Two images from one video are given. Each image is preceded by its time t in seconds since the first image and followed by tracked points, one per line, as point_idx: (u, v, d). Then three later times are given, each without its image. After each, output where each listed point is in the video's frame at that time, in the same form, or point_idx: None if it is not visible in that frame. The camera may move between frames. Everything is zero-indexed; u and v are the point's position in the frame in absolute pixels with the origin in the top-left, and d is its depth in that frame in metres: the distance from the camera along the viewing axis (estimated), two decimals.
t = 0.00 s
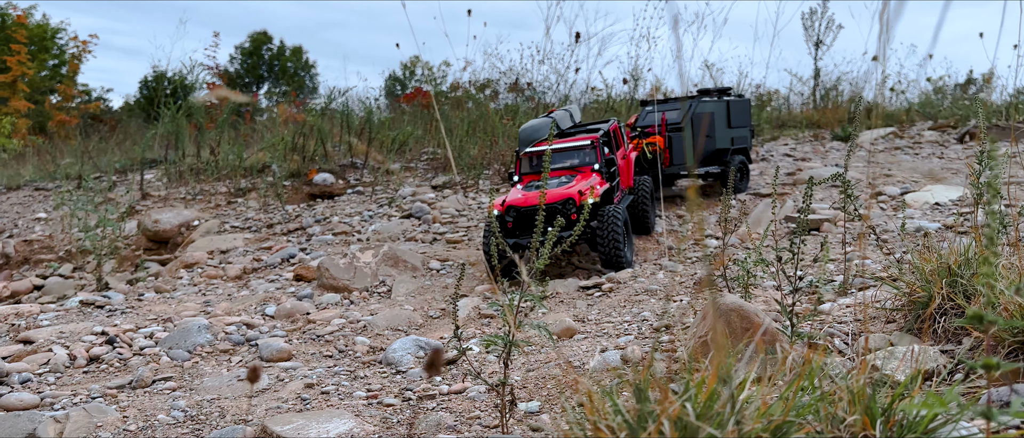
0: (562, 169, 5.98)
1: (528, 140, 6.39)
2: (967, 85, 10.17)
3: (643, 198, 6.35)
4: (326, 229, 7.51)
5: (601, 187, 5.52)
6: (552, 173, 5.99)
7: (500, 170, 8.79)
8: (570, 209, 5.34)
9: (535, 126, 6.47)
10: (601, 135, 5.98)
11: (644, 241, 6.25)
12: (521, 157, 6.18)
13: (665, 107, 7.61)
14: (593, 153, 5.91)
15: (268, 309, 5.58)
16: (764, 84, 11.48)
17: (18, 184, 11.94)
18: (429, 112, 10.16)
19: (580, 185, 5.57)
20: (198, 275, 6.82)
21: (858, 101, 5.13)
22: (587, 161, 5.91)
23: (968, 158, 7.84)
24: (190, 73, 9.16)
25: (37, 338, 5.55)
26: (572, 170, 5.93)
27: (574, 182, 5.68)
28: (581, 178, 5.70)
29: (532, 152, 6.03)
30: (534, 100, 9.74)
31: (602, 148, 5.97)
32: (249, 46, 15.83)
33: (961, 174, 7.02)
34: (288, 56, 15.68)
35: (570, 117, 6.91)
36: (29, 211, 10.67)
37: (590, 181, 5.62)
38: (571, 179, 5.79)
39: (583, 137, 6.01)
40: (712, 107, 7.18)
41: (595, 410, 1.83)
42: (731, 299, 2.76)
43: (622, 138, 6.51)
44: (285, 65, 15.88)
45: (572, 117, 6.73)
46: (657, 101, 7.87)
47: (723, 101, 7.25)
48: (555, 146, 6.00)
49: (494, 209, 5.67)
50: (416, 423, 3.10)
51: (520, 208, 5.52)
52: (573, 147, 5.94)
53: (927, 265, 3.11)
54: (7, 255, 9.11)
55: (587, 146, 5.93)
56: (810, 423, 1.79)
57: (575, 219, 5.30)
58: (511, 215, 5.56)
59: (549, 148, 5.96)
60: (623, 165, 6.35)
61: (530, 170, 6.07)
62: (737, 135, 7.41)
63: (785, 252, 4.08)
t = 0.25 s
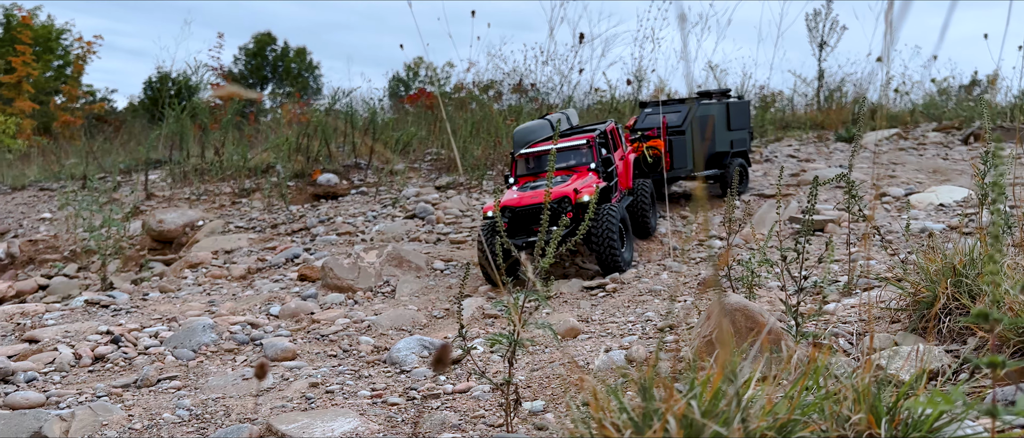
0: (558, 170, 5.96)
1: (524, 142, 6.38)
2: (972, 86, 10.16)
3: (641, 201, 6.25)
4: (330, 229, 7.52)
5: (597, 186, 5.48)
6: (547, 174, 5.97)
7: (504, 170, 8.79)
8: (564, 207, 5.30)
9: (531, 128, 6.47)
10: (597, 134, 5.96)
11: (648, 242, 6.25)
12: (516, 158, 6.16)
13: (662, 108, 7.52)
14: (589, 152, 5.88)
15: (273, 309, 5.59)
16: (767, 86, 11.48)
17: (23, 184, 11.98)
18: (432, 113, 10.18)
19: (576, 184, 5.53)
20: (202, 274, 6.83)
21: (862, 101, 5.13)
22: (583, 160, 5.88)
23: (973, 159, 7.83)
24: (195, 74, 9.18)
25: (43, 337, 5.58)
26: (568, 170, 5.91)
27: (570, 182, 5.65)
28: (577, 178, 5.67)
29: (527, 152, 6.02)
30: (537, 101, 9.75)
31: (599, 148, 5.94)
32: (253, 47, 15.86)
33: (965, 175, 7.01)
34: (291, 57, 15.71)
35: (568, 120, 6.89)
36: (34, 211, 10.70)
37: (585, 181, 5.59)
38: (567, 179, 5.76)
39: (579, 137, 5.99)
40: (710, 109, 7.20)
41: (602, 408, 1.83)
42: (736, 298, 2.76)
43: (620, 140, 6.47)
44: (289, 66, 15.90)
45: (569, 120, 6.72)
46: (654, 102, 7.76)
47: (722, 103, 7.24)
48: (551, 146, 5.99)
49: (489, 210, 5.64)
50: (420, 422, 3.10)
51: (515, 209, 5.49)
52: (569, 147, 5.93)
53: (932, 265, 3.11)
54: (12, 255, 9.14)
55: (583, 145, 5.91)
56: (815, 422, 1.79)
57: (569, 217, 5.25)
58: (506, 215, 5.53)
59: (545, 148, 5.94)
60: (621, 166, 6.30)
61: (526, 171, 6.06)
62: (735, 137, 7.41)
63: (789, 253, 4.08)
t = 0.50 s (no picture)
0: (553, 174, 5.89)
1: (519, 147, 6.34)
2: (978, 87, 10.13)
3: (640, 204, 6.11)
4: (335, 230, 7.54)
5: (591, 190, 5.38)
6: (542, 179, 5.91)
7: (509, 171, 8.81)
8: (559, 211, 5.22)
9: (525, 134, 6.42)
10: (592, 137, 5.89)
11: (653, 243, 6.26)
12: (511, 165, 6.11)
13: (656, 111, 7.48)
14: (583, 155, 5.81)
15: (279, 309, 5.61)
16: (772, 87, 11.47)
17: (30, 185, 12.03)
18: (437, 114, 10.20)
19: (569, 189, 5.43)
20: (208, 275, 6.86)
21: (868, 102, 5.13)
22: (578, 164, 5.82)
23: (979, 160, 7.82)
24: (201, 75, 9.21)
25: (50, 337, 5.61)
26: (563, 174, 5.84)
27: (564, 186, 5.57)
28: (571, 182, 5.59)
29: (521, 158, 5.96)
30: (542, 103, 9.76)
31: (594, 151, 5.86)
32: (258, 48, 15.93)
33: (972, 176, 7.00)
34: (297, 58, 15.76)
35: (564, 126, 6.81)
36: (41, 212, 10.75)
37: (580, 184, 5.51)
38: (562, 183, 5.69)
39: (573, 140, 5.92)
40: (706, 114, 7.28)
41: (608, 407, 1.84)
42: (742, 300, 2.77)
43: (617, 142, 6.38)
44: (294, 67, 15.95)
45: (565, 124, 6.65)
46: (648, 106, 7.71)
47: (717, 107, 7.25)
48: (544, 151, 5.93)
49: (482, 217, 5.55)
50: (426, 422, 3.11)
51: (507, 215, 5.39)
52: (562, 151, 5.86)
53: (938, 266, 3.11)
54: (18, 255, 9.19)
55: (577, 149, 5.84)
56: (822, 422, 1.79)
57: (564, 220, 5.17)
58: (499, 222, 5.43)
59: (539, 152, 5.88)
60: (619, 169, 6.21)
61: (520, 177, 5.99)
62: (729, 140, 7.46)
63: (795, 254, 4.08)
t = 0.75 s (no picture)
0: (546, 180, 5.82)
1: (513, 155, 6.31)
2: (986, 89, 10.10)
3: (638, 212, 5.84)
4: (343, 232, 7.57)
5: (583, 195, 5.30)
6: (534, 185, 5.83)
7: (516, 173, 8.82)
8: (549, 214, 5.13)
9: (519, 142, 6.38)
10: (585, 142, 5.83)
11: (661, 245, 6.24)
12: (503, 172, 6.05)
13: (653, 118, 7.49)
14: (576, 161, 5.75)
15: (288, 311, 5.63)
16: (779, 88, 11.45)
17: (39, 186, 12.10)
18: (444, 115, 10.22)
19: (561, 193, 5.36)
20: (217, 276, 6.89)
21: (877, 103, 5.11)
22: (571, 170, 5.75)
23: (988, 162, 7.79)
24: (209, 77, 9.25)
25: (60, 338, 5.65)
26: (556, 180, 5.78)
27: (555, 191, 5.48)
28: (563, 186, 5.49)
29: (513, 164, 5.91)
30: (549, 104, 9.77)
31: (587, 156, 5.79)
32: (265, 50, 16.08)
33: (981, 178, 6.97)
34: (304, 59, 15.85)
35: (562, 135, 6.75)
36: (50, 213, 10.81)
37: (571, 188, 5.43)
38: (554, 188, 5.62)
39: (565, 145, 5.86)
40: (704, 122, 7.31)
41: (620, 412, 1.85)
42: (753, 303, 2.77)
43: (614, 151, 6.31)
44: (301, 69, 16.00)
45: (561, 133, 6.62)
46: (646, 112, 7.73)
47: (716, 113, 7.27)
48: (537, 156, 5.88)
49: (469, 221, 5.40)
50: (436, 425, 3.12)
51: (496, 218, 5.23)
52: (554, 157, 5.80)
53: (949, 270, 3.10)
54: (28, 256, 9.24)
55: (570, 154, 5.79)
56: (834, 427, 1.80)
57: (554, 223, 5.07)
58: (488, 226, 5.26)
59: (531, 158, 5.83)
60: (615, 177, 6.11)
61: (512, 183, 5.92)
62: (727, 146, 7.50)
63: (804, 257, 4.08)
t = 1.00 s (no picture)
0: (546, 186, 5.79)
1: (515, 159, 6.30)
2: (996, 89, 10.06)
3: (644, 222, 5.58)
4: (352, 233, 7.60)
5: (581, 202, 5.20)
6: (534, 190, 5.80)
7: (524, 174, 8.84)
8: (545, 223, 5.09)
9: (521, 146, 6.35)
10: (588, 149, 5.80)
11: (670, 247, 6.24)
12: (503, 175, 6.02)
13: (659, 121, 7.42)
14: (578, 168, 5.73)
15: (298, 311, 5.66)
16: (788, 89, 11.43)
17: (49, 187, 12.18)
18: (452, 117, 10.25)
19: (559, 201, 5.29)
20: (227, 277, 6.93)
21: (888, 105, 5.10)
22: (573, 177, 5.73)
23: (998, 164, 7.76)
24: (218, 79, 9.29)
25: (73, 338, 5.69)
26: (556, 186, 5.75)
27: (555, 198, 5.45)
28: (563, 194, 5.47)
29: (515, 168, 5.90)
30: (557, 106, 9.78)
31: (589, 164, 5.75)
32: (274, 51, 16.11)
33: (991, 179, 6.95)
34: (312, 61, 15.90)
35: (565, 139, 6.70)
36: (60, 214, 10.89)
37: (570, 196, 5.39)
38: (553, 195, 5.59)
39: (568, 152, 5.82)
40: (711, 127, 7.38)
41: (633, 411, 1.86)
42: (763, 304, 2.77)
43: (619, 159, 6.28)
44: (310, 70, 16.06)
45: (566, 138, 6.60)
46: (650, 115, 7.69)
47: (720, 118, 7.40)
48: (539, 161, 5.86)
49: (465, 225, 5.32)
50: (447, 425, 3.14)
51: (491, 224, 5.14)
52: (557, 163, 5.77)
53: (959, 271, 3.09)
54: (39, 257, 9.31)
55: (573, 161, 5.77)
56: (846, 427, 1.81)
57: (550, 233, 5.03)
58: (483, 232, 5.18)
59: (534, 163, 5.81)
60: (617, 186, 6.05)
61: (512, 188, 5.90)
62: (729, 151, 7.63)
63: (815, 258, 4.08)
